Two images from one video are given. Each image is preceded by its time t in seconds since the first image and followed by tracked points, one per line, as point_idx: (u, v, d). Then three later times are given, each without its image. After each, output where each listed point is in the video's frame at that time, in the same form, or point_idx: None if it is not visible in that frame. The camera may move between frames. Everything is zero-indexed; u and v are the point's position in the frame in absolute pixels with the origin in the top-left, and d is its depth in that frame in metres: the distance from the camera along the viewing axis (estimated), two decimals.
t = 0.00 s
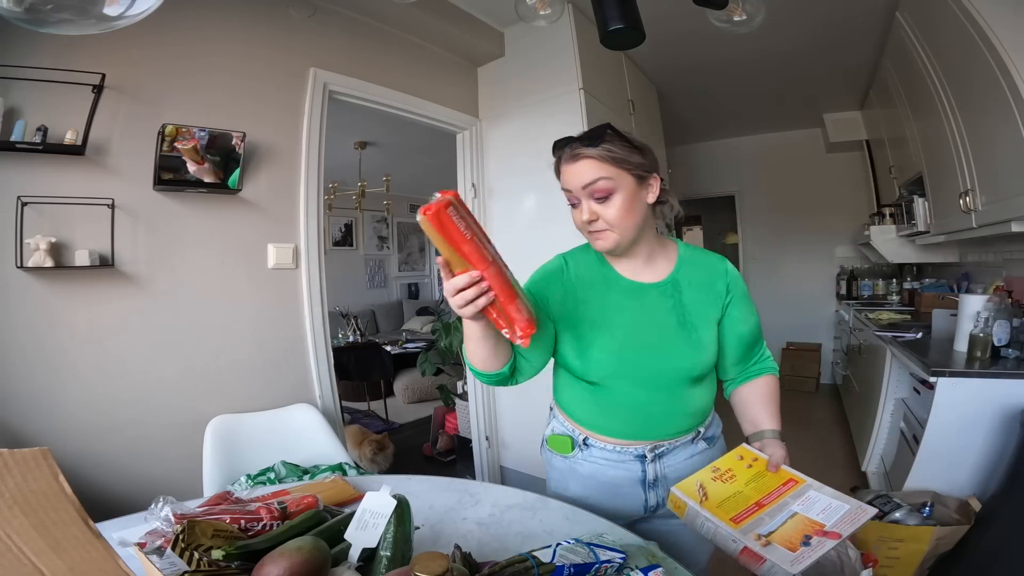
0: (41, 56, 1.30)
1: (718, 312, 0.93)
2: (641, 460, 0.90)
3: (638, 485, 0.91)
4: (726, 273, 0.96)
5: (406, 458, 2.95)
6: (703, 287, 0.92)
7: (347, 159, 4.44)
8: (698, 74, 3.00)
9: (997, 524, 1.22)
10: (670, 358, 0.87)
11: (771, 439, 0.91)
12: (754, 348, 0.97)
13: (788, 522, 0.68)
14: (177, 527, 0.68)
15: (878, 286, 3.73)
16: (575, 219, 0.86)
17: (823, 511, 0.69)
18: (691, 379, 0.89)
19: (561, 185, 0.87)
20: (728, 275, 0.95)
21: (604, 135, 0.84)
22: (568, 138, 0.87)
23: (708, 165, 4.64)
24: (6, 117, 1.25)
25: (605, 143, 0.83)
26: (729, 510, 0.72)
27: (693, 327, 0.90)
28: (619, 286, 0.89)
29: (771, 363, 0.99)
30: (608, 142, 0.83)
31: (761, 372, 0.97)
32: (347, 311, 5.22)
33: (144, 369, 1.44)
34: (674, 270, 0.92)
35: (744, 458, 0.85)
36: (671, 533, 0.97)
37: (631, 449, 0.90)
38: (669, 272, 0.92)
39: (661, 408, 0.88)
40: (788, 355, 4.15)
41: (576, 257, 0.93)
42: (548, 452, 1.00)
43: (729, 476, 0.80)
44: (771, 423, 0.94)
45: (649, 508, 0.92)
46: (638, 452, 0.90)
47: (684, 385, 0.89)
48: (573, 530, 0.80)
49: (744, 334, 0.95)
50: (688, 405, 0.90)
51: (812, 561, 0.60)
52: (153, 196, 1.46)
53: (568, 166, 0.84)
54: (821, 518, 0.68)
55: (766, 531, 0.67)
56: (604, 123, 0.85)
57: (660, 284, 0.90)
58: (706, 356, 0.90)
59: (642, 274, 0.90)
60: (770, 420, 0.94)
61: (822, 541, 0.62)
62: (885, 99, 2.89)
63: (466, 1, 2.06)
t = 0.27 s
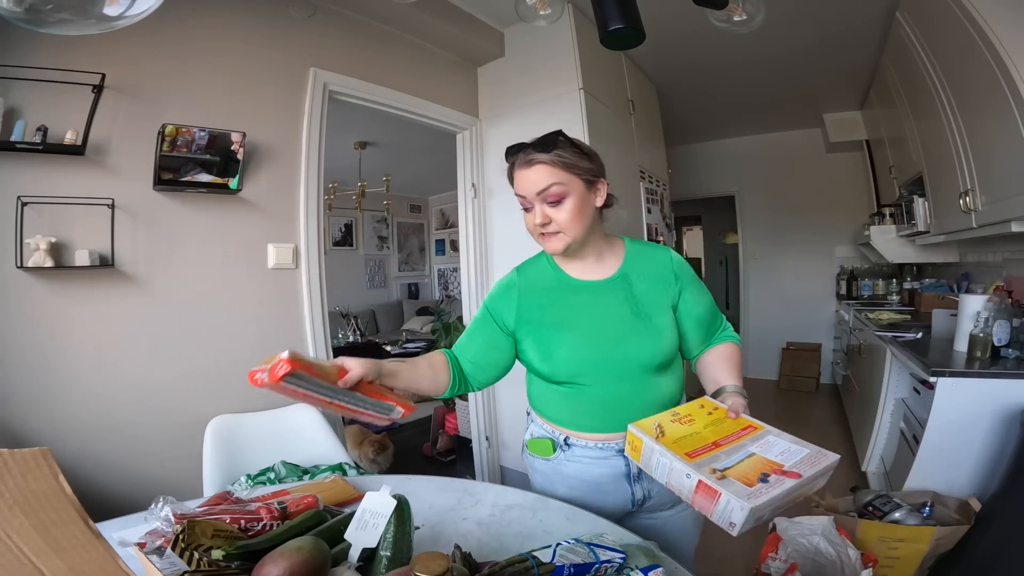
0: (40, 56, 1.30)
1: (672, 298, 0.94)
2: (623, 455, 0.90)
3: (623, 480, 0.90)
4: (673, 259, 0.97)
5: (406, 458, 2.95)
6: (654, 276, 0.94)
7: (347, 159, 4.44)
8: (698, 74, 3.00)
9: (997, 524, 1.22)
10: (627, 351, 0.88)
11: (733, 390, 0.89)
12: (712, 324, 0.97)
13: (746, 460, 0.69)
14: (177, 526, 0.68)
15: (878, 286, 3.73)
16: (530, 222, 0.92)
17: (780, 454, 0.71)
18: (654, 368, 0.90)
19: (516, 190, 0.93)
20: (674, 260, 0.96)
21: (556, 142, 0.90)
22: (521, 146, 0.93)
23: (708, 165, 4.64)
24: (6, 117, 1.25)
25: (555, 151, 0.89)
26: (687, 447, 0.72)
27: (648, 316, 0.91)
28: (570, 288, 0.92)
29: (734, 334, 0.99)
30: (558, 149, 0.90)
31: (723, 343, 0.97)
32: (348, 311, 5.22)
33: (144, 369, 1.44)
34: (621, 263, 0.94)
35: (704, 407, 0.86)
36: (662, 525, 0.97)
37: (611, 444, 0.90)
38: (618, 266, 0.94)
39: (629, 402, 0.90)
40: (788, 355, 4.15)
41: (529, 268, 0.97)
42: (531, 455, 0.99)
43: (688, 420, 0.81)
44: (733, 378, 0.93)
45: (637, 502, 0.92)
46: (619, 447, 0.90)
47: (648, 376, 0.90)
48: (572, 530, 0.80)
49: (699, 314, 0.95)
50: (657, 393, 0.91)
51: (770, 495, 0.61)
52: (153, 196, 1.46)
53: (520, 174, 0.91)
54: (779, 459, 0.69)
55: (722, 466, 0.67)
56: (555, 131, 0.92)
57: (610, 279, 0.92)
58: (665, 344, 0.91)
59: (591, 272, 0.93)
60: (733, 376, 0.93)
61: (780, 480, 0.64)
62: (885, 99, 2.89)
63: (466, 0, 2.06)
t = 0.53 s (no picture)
0: (40, 55, 1.30)
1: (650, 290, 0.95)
2: (612, 447, 0.90)
3: (615, 473, 0.90)
4: (647, 253, 0.98)
5: (406, 458, 2.95)
6: (631, 269, 0.95)
7: (347, 159, 4.44)
8: (698, 74, 3.00)
9: (997, 524, 1.22)
10: (610, 345, 0.89)
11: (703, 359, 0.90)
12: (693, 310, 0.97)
13: (694, 418, 0.69)
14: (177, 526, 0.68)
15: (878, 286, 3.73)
16: (520, 222, 0.92)
17: (731, 417, 0.69)
18: (638, 360, 0.91)
19: (508, 189, 0.92)
20: (647, 252, 0.98)
21: (550, 146, 0.92)
22: (514, 147, 0.93)
23: (708, 165, 4.64)
24: (6, 117, 1.25)
25: (549, 153, 0.91)
26: (639, 398, 0.73)
27: (628, 310, 0.92)
28: (551, 288, 0.93)
29: (715, 318, 0.99)
30: (553, 153, 0.91)
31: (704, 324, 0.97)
32: (347, 311, 5.22)
33: (144, 369, 1.44)
34: (600, 261, 0.95)
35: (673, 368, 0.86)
36: (661, 521, 0.96)
37: (600, 437, 0.90)
38: (596, 264, 0.95)
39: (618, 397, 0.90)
40: (787, 355, 4.15)
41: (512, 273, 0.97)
42: (528, 452, 0.99)
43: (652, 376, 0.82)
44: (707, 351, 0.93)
45: (631, 495, 0.91)
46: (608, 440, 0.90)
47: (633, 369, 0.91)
48: (572, 529, 0.80)
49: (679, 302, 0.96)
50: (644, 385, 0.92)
51: (702, 450, 0.60)
52: (153, 196, 1.46)
53: (515, 171, 0.90)
54: (727, 422, 0.68)
55: (667, 419, 0.68)
56: (551, 135, 0.94)
57: (588, 277, 0.93)
58: (646, 335, 0.91)
59: (573, 271, 0.94)
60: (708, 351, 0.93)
61: (720, 439, 0.63)
62: (885, 99, 2.89)
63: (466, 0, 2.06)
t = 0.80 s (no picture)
0: (43, 57, 1.30)
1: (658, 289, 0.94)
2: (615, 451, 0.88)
3: (616, 477, 0.88)
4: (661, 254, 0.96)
5: (406, 460, 2.95)
6: (640, 268, 0.94)
7: (348, 161, 4.45)
8: (698, 76, 3.00)
9: (998, 527, 1.22)
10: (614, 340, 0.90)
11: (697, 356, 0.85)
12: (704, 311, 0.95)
13: (646, 398, 0.71)
14: (174, 528, 0.68)
15: (878, 289, 3.73)
16: (548, 215, 0.91)
17: (685, 404, 0.69)
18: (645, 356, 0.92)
19: (537, 182, 0.92)
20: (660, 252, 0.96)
21: (581, 147, 0.94)
22: (544, 143, 0.94)
23: (708, 168, 4.65)
24: (9, 118, 1.26)
25: (581, 152, 0.92)
26: (604, 366, 0.77)
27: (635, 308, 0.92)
28: (559, 281, 0.93)
29: (727, 323, 0.95)
30: (584, 152, 0.93)
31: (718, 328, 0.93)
32: (348, 312, 5.22)
33: (144, 369, 1.44)
34: (612, 257, 0.94)
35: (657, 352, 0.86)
36: (661, 524, 0.96)
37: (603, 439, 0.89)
38: (608, 260, 0.94)
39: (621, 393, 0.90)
40: (788, 357, 4.14)
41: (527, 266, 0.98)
42: (529, 453, 0.98)
43: (632, 353, 0.84)
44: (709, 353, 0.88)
45: (630, 500, 0.90)
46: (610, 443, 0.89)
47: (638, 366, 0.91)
48: (574, 532, 0.79)
49: (689, 303, 0.94)
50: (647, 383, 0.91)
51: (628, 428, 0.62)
52: (154, 197, 1.46)
53: (546, 166, 0.90)
54: (676, 408, 0.68)
55: (618, 390, 0.71)
56: (582, 136, 0.96)
57: (598, 273, 0.92)
58: (650, 333, 0.91)
59: (587, 266, 0.93)
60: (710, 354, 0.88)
61: (655, 421, 0.64)
62: (886, 102, 2.90)
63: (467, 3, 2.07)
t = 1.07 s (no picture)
0: (39, 55, 1.30)
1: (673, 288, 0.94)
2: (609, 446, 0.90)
3: (607, 472, 0.90)
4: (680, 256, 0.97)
5: (406, 458, 2.95)
6: (655, 266, 0.95)
7: (347, 159, 4.44)
8: (698, 73, 2.99)
9: (998, 523, 1.22)
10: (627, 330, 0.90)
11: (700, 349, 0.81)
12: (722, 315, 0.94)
13: (606, 375, 0.71)
14: (175, 527, 0.68)
15: (878, 285, 3.73)
16: (572, 204, 0.91)
17: (639, 393, 0.70)
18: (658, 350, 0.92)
19: (564, 172, 0.91)
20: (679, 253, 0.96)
21: (612, 143, 0.94)
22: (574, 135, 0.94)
23: (708, 164, 4.64)
24: (6, 117, 1.25)
25: (610, 147, 0.92)
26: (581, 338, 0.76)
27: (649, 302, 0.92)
28: (578, 273, 0.94)
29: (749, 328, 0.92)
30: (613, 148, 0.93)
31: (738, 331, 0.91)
32: (347, 311, 5.22)
33: (144, 369, 1.44)
34: (632, 254, 0.95)
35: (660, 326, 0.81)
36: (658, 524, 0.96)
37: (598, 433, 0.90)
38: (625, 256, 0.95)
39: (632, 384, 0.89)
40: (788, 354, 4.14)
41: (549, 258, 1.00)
42: (527, 441, 1.00)
43: (628, 326, 0.80)
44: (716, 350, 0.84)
45: (619, 498, 0.91)
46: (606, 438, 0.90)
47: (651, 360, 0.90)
48: (572, 529, 0.80)
49: (706, 304, 0.94)
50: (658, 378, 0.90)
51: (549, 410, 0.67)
52: (153, 196, 1.46)
53: (576, 157, 0.90)
54: (628, 394, 0.69)
55: (580, 362, 0.72)
56: (613, 133, 0.96)
57: (615, 266, 0.94)
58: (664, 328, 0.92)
59: (606, 261, 0.95)
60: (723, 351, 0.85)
61: (593, 403, 0.67)
62: (886, 98, 2.89)
63: None
